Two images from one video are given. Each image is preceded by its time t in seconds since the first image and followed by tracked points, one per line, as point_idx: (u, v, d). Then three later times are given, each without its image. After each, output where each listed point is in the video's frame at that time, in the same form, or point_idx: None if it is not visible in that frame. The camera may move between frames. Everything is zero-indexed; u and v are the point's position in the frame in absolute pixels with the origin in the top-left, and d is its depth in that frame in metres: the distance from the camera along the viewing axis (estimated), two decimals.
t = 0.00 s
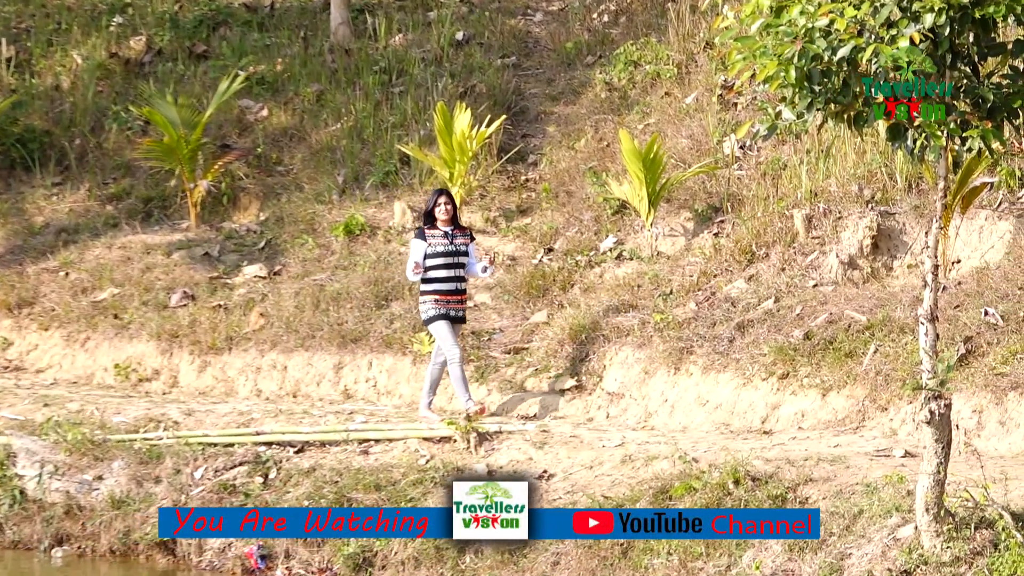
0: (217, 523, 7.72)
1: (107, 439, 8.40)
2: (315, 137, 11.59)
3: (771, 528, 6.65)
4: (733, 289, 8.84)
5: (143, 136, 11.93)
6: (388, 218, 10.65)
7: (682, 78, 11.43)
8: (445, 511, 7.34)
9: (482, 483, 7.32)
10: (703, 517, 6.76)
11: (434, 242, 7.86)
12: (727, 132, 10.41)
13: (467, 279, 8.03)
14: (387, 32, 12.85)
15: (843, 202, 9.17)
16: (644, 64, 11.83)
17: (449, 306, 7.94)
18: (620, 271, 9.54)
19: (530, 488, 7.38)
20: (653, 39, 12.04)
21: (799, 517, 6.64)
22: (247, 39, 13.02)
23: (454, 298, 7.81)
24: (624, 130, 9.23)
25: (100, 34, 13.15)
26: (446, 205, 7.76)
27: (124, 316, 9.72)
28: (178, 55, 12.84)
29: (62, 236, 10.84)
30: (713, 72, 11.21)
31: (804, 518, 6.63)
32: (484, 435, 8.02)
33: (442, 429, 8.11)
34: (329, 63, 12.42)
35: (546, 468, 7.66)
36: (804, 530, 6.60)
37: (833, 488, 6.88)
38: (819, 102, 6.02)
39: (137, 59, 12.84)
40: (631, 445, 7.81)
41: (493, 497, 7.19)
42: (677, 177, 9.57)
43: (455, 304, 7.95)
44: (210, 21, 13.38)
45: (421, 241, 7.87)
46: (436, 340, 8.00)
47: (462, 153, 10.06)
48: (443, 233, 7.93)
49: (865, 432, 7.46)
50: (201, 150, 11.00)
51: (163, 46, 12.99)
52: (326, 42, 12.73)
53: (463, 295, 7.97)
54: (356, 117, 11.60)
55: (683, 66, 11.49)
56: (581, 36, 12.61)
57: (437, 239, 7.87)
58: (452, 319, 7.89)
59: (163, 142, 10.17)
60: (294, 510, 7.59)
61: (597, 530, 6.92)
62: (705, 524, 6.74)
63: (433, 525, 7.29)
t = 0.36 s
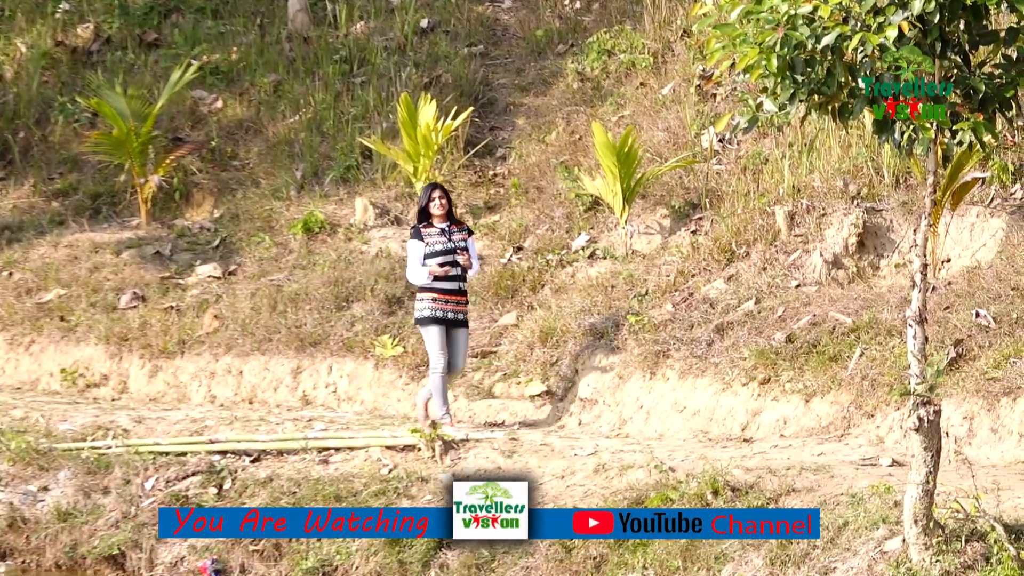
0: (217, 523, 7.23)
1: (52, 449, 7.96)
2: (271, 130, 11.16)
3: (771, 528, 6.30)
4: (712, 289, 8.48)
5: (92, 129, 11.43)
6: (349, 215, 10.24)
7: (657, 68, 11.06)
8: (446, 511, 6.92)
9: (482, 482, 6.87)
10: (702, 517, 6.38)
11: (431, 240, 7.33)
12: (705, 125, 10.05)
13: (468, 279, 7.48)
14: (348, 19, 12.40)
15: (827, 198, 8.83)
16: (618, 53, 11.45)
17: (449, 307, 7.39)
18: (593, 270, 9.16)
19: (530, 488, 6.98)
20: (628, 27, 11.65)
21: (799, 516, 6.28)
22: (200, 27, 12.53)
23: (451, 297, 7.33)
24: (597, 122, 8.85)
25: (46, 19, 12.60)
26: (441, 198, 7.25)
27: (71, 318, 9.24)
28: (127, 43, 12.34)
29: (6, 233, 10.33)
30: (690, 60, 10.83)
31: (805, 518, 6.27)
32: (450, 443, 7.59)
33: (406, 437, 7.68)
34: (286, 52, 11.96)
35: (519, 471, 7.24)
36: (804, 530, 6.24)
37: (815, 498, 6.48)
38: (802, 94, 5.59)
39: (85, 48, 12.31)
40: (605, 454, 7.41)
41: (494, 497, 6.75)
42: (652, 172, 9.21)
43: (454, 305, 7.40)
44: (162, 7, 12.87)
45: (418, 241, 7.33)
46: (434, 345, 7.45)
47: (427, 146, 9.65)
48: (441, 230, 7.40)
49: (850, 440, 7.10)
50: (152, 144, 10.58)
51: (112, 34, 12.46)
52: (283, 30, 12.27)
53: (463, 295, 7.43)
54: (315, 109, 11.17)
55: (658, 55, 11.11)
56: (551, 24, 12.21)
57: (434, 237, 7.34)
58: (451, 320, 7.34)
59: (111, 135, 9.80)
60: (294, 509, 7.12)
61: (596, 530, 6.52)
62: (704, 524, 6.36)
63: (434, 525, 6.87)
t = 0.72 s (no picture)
0: (217, 523, 6.76)
1: None
2: (223, 122, 10.73)
3: (771, 528, 5.97)
4: (687, 289, 8.14)
5: (35, 121, 10.92)
6: (305, 212, 9.84)
7: (629, 56, 10.70)
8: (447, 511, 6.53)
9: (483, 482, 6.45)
10: (702, 516, 5.98)
11: (423, 240, 6.89)
12: (679, 117, 9.73)
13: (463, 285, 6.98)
14: (304, 6, 11.97)
15: (807, 193, 8.46)
16: (588, 42, 11.08)
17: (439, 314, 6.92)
18: (562, 270, 8.81)
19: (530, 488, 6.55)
20: (597, 14, 11.29)
21: (798, 516, 5.97)
22: (148, 14, 12.04)
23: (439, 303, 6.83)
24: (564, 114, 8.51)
25: None
26: (434, 197, 6.80)
27: (10, 321, 8.75)
28: (72, 31, 11.83)
29: None
30: (663, 48, 10.49)
31: (805, 518, 5.96)
32: (410, 452, 7.14)
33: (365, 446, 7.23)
34: (239, 41, 11.53)
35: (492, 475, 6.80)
36: (803, 529, 5.92)
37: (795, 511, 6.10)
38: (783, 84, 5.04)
39: (27, 35, 11.78)
40: (574, 464, 7.02)
41: (494, 497, 6.34)
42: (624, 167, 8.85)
43: (446, 311, 6.92)
44: None
45: (409, 240, 6.91)
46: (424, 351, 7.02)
47: (386, 138, 9.25)
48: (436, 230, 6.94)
49: (832, 448, 6.77)
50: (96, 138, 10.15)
51: (55, 20, 11.94)
52: (235, 17, 11.82)
53: (456, 301, 6.92)
54: (268, 100, 10.77)
55: (629, 43, 10.76)
56: (518, 11, 11.83)
57: (426, 236, 6.89)
58: (438, 329, 6.89)
59: (54, 129, 9.42)
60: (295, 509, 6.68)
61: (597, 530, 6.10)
62: (705, 524, 5.97)
63: (434, 525, 6.48)
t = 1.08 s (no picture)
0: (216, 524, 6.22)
1: None
2: (179, 114, 10.30)
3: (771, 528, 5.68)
4: (669, 290, 7.81)
5: None
6: (267, 208, 9.44)
7: (607, 45, 10.35)
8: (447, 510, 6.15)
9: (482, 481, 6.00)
10: (702, 516, 5.67)
11: (439, 235, 6.44)
12: (660, 108, 9.39)
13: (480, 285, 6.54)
14: None
15: (795, 188, 8.13)
16: (564, 29, 10.72)
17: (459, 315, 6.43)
18: (538, 269, 8.46)
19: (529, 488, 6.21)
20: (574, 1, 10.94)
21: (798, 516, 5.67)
22: None
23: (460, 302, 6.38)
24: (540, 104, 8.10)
25: None
26: (454, 189, 6.37)
27: None
28: (20, 17, 11.34)
29: None
30: (642, 35, 10.14)
31: (804, 518, 5.66)
32: (377, 461, 6.78)
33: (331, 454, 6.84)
34: (197, 28, 11.08)
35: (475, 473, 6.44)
36: (803, 530, 5.63)
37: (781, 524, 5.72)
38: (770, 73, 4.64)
39: None
40: (550, 473, 6.63)
41: (495, 497, 5.91)
42: (602, 160, 8.49)
43: (464, 313, 6.45)
44: None
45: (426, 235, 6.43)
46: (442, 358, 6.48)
47: (352, 131, 8.88)
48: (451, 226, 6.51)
49: (821, 457, 6.43)
50: (45, 131, 9.74)
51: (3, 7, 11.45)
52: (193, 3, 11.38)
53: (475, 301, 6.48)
54: (227, 90, 10.36)
55: (606, 31, 10.41)
56: None
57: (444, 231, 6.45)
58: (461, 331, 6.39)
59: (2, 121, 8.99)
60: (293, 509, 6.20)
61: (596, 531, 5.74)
62: (705, 524, 5.65)
63: (435, 525, 6.11)
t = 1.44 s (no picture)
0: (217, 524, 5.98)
1: None
2: (131, 107, 9.90)
3: (770, 528, 5.43)
4: (647, 293, 7.49)
5: None
6: (224, 207, 9.05)
7: (582, 35, 10.01)
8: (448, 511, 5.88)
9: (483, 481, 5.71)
10: (703, 516, 5.41)
11: (445, 241, 6.03)
12: (638, 101, 9.07)
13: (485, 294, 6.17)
14: None
15: (780, 185, 7.82)
16: (537, 17, 10.39)
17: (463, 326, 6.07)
18: (510, 271, 8.14)
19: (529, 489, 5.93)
20: None
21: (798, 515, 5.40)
22: None
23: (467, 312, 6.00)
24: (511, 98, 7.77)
25: None
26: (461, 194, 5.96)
27: None
28: None
29: None
30: (619, 24, 9.82)
31: (805, 517, 5.39)
32: (340, 473, 6.39)
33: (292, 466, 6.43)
34: (151, 17, 10.67)
35: (470, 479, 6.13)
36: (803, 529, 5.36)
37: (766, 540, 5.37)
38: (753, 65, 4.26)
39: None
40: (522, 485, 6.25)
41: (495, 497, 5.62)
42: (577, 157, 8.13)
43: (468, 324, 6.08)
44: None
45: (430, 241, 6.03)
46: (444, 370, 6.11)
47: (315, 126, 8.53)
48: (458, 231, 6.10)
49: (808, 469, 6.13)
50: None
51: None
52: None
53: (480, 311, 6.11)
54: (181, 82, 9.96)
55: (581, 20, 10.08)
56: None
57: (450, 237, 6.04)
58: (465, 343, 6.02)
59: None
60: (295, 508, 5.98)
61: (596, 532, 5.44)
62: (704, 524, 5.39)
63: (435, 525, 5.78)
